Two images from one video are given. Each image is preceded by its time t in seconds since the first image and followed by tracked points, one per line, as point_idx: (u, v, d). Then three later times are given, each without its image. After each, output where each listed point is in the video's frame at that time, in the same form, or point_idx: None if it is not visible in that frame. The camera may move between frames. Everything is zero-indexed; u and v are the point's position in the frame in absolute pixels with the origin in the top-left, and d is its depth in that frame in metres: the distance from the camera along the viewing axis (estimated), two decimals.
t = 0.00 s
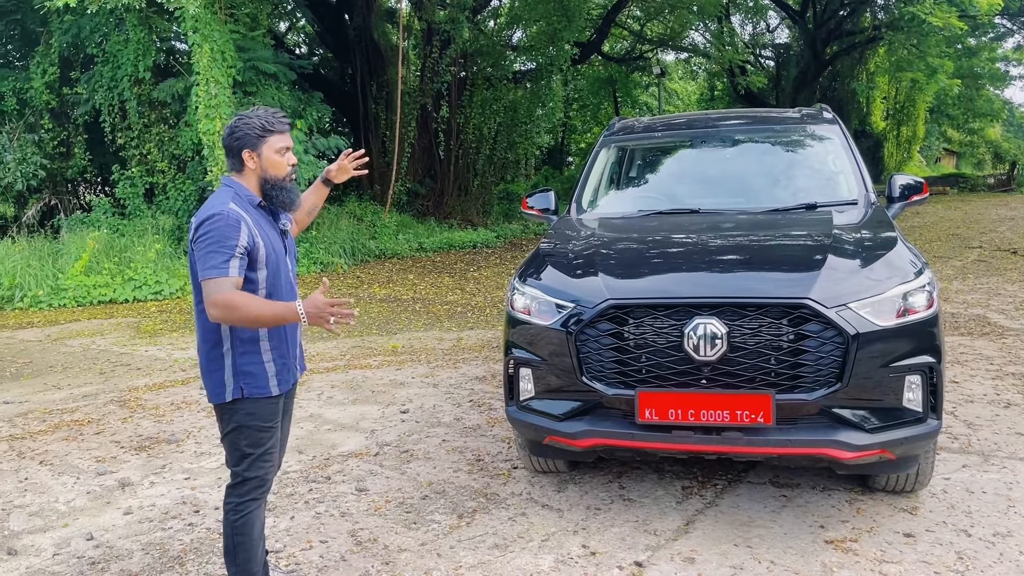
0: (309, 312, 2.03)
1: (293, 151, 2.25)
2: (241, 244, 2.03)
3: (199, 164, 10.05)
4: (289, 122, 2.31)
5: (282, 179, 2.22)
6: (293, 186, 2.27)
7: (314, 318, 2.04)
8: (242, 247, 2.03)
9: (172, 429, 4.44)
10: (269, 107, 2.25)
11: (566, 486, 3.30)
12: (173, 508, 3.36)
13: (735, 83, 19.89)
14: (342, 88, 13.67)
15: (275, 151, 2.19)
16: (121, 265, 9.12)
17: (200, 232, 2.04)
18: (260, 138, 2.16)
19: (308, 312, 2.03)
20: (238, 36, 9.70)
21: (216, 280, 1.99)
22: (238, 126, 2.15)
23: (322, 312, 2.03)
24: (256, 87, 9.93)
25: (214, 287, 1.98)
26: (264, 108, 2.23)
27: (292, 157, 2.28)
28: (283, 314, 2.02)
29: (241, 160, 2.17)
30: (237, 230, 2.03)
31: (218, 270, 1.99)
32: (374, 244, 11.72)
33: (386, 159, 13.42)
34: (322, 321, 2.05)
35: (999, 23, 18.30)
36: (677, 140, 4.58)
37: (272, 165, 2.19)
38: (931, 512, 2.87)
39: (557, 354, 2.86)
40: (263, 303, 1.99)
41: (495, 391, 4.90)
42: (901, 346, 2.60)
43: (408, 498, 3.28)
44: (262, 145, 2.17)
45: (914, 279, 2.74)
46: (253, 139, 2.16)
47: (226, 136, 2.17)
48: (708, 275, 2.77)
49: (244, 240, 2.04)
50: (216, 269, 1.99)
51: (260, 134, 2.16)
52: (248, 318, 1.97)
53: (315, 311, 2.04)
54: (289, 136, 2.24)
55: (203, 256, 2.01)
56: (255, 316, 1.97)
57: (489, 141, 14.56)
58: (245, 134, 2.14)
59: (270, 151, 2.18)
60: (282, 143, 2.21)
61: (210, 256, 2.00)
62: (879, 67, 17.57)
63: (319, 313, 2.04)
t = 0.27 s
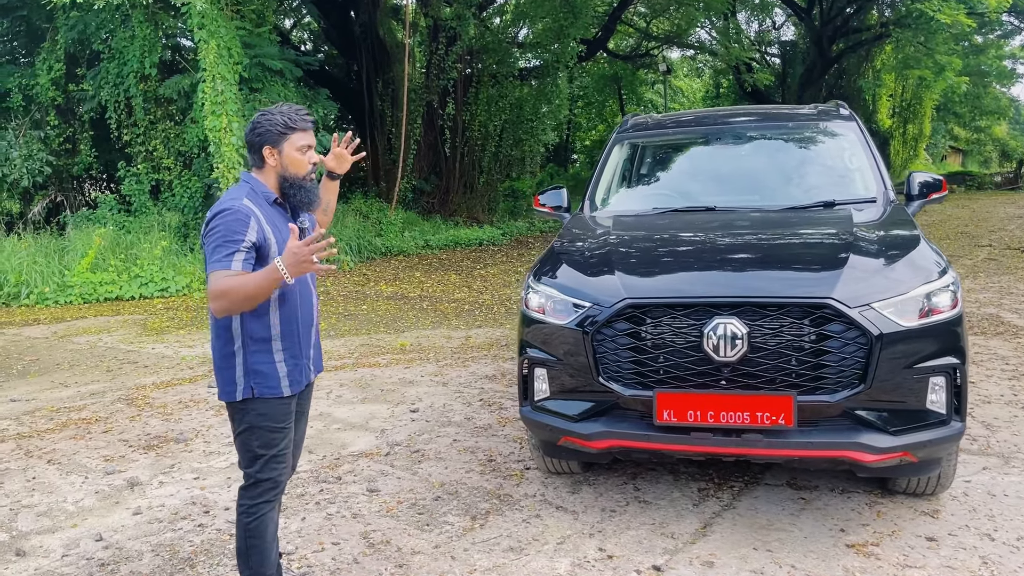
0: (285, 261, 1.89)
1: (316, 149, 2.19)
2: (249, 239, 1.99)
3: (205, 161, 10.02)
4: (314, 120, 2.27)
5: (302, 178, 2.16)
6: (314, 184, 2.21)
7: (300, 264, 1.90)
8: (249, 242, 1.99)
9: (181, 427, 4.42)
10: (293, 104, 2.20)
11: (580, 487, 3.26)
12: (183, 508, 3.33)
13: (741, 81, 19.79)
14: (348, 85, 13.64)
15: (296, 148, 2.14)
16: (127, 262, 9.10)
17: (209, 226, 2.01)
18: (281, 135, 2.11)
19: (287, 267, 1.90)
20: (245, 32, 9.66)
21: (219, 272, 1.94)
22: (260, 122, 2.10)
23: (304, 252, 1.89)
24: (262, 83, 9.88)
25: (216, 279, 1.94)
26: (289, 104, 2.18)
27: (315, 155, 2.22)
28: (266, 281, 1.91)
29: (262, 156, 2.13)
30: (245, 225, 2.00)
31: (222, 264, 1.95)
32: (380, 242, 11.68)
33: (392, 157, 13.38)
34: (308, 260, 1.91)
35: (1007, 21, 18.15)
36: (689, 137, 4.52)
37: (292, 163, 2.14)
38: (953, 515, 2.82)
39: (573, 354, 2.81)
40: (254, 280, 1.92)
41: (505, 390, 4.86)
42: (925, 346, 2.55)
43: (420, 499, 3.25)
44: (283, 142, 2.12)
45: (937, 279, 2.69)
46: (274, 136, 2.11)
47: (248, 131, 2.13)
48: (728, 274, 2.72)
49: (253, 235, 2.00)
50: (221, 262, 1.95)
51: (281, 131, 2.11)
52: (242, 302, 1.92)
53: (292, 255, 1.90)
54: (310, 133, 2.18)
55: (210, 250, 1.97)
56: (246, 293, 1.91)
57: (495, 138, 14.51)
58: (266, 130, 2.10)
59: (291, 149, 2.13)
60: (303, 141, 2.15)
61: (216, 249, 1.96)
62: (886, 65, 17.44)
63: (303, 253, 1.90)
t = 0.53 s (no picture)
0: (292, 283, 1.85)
1: (332, 149, 2.17)
2: (259, 240, 1.94)
3: (208, 159, 9.97)
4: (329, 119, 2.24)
5: (320, 178, 2.14)
6: (329, 186, 2.18)
7: (308, 289, 1.85)
8: (259, 243, 1.94)
9: (186, 430, 4.37)
10: (310, 102, 2.17)
11: (593, 493, 3.21)
12: (190, 513, 3.28)
13: (744, 80, 19.73)
14: (351, 84, 13.59)
15: (314, 148, 2.11)
16: (129, 262, 9.05)
17: (219, 226, 1.97)
18: (299, 135, 2.08)
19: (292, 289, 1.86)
20: (248, 31, 9.61)
21: (224, 275, 1.89)
22: (277, 122, 2.07)
23: (313, 278, 1.84)
24: (265, 82, 9.81)
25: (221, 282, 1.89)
26: (305, 102, 2.15)
27: (331, 156, 2.20)
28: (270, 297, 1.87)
29: (278, 156, 2.09)
30: (256, 225, 1.95)
31: (230, 265, 1.90)
32: (383, 241, 11.63)
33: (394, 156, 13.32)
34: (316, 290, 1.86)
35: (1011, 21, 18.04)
36: (699, 137, 4.47)
37: (311, 164, 2.11)
38: (975, 524, 2.76)
39: (589, 358, 2.76)
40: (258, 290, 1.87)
41: (513, 393, 4.81)
42: (950, 352, 2.49)
43: (431, 504, 3.19)
44: (301, 142, 2.09)
45: (961, 282, 2.63)
46: (292, 137, 2.08)
47: (262, 129, 2.09)
48: (748, 277, 2.67)
49: (264, 236, 1.95)
50: (227, 264, 1.90)
51: (299, 131, 2.08)
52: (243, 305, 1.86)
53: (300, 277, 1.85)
54: (326, 133, 2.16)
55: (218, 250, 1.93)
56: (247, 298, 1.86)
57: (497, 138, 14.45)
58: (285, 130, 2.06)
59: (309, 148, 2.10)
60: (321, 141, 2.13)
61: (225, 250, 1.92)
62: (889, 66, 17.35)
63: (312, 279, 1.84)
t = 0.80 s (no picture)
0: (301, 413, 1.91)
1: (335, 142, 2.15)
2: (280, 251, 1.89)
3: (207, 159, 9.91)
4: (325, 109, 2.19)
5: (327, 172, 2.12)
6: (332, 180, 2.17)
7: (297, 433, 1.91)
8: (281, 254, 1.89)
9: (185, 434, 4.31)
10: (310, 95, 2.12)
11: (601, 500, 3.15)
12: (190, 521, 3.22)
13: (743, 82, 19.69)
14: (350, 84, 13.54)
15: (323, 143, 2.08)
16: (127, 262, 8.98)
17: (233, 238, 1.90)
18: (308, 130, 2.04)
19: (296, 411, 1.91)
20: (248, 30, 9.54)
21: (247, 295, 1.85)
22: (282, 117, 2.01)
23: (304, 433, 1.91)
24: (264, 82, 9.75)
25: (245, 303, 1.86)
26: (308, 95, 2.10)
27: (332, 148, 2.17)
28: (279, 387, 1.88)
29: (288, 153, 2.03)
30: (276, 235, 1.89)
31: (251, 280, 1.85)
32: (383, 242, 11.56)
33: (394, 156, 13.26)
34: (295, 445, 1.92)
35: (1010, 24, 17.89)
36: (704, 139, 4.42)
37: (320, 158, 2.09)
38: (992, 534, 2.70)
39: (599, 363, 2.70)
40: (276, 356, 1.87)
41: (517, 397, 4.75)
42: (969, 359, 2.44)
43: (436, 512, 3.14)
44: (310, 137, 2.05)
45: (980, 288, 2.57)
46: (302, 132, 2.03)
47: (266, 125, 2.02)
48: (762, 281, 2.62)
49: (284, 246, 1.90)
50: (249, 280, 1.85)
51: (307, 126, 2.04)
52: (262, 354, 1.86)
53: (304, 415, 1.92)
54: (330, 124, 2.13)
55: (235, 265, 1.87)
56: (265, 359, 1.86)
57: (497, 138, 14.28)
58: (296, 125, 2.02)
59: (318, 143, 2.07)
60: (327, 134, 2.10)
61: (245, 263, 1.86)
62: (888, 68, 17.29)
63: (305, 432, 1.91)
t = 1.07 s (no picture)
0: (288, 449, 1.88)
1: (328, 137, 2.07)
2: (274, 261, 1.81)
3: (199, 160, 9.83)
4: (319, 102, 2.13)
5: (319, 169, 2.04)
6: (328, 179, 2.09)
7: (276, 468, 1.88)
8: (275, 265, 1.81)
9: (175, 438, 4.24)
10: (299, 86, 2.06)
11: (599, 508, 3.10)
12: (179, 527, 3.15)
13: (738, 86, 19.71)
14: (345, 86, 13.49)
15: (312, 138, 2.00)
16: (118, 263, 8.90)
17: (221, 247, 1.81)
18: (295, 123, 1.96)
19: (280, 445, 1.87)
20: (241, 30, 9.48)
21: (240, 310, 1.78)
22: (269, 110, 1.95)
23: (283, 469, 1.88)
24: (257, 82, 9.70)
25: (239, 318, 1.79)
26: (296, 87, 2.03)
27: (326, 144, 2.10)
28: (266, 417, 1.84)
29: (274, 150, 1.97)
30: (270, 244, 1.81)
31: (244, 292, 1.78)
32: (376, 244, 11.50)
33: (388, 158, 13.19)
34: (270, 480, 1.90)
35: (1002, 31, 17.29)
36: (702, 142, 4.38)
37: (310, 154, 2.01)
38: (996, 543, 2.65)
39: (598, 369, 2.65)
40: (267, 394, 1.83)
41: (512, 402, 4.69)
42: (975, 365, 2.39)
43: (431, 519, 3.08)
44: (298, 131, 1.97)
45: (987, 293, 2.53)
46: (289, 126, 1.96)
47: (251, 119, 1.96)
48: (766, 285, 2.57)
49: (278, 256, 1.83)
50: (241, 295, 1.78)
51: (295, 119, 1.96)
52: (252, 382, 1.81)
53: (289, 452, 1.89)
54: (322, 119, 2.05)
55: (225, 277, 1.79)
56: (258, 388, 1.81)
57: (491, 140, 14.12)
58: (282, 120, 1.95)
59: (307, 138, 1.99)
60: (316, 127, 2.01)
61: (237, 274, 1.78)
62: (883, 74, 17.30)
63: (285, 469, 1.89)
